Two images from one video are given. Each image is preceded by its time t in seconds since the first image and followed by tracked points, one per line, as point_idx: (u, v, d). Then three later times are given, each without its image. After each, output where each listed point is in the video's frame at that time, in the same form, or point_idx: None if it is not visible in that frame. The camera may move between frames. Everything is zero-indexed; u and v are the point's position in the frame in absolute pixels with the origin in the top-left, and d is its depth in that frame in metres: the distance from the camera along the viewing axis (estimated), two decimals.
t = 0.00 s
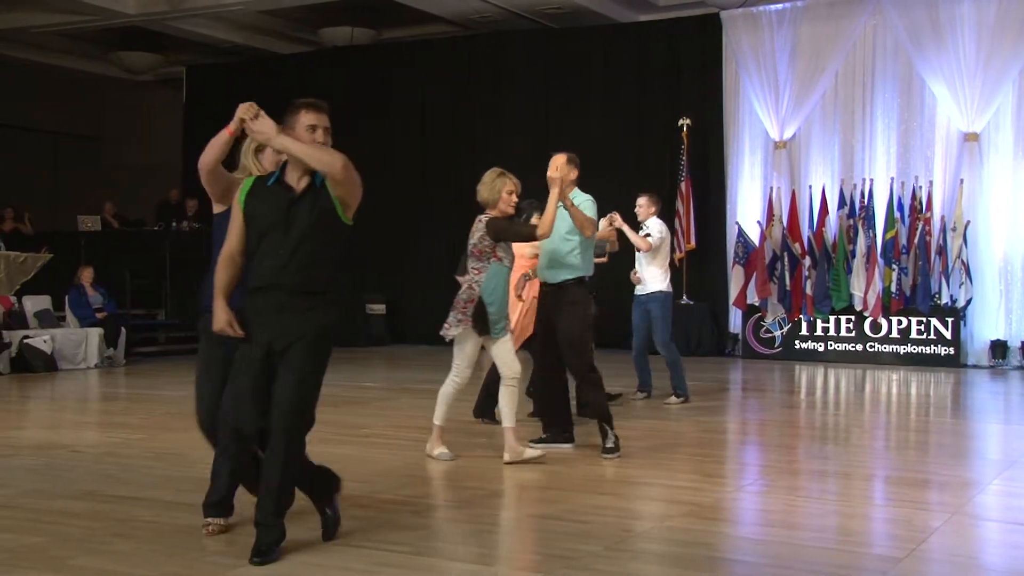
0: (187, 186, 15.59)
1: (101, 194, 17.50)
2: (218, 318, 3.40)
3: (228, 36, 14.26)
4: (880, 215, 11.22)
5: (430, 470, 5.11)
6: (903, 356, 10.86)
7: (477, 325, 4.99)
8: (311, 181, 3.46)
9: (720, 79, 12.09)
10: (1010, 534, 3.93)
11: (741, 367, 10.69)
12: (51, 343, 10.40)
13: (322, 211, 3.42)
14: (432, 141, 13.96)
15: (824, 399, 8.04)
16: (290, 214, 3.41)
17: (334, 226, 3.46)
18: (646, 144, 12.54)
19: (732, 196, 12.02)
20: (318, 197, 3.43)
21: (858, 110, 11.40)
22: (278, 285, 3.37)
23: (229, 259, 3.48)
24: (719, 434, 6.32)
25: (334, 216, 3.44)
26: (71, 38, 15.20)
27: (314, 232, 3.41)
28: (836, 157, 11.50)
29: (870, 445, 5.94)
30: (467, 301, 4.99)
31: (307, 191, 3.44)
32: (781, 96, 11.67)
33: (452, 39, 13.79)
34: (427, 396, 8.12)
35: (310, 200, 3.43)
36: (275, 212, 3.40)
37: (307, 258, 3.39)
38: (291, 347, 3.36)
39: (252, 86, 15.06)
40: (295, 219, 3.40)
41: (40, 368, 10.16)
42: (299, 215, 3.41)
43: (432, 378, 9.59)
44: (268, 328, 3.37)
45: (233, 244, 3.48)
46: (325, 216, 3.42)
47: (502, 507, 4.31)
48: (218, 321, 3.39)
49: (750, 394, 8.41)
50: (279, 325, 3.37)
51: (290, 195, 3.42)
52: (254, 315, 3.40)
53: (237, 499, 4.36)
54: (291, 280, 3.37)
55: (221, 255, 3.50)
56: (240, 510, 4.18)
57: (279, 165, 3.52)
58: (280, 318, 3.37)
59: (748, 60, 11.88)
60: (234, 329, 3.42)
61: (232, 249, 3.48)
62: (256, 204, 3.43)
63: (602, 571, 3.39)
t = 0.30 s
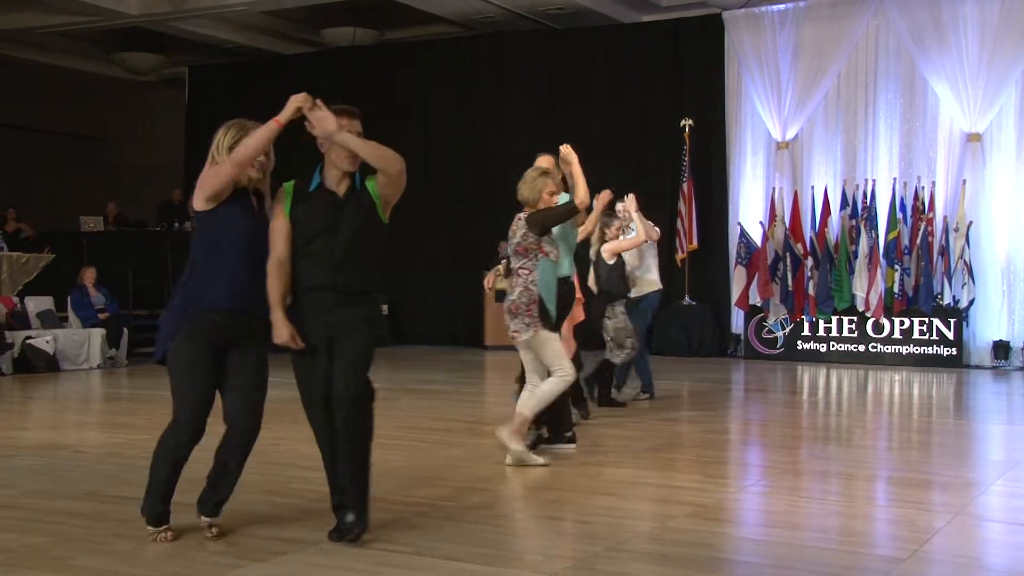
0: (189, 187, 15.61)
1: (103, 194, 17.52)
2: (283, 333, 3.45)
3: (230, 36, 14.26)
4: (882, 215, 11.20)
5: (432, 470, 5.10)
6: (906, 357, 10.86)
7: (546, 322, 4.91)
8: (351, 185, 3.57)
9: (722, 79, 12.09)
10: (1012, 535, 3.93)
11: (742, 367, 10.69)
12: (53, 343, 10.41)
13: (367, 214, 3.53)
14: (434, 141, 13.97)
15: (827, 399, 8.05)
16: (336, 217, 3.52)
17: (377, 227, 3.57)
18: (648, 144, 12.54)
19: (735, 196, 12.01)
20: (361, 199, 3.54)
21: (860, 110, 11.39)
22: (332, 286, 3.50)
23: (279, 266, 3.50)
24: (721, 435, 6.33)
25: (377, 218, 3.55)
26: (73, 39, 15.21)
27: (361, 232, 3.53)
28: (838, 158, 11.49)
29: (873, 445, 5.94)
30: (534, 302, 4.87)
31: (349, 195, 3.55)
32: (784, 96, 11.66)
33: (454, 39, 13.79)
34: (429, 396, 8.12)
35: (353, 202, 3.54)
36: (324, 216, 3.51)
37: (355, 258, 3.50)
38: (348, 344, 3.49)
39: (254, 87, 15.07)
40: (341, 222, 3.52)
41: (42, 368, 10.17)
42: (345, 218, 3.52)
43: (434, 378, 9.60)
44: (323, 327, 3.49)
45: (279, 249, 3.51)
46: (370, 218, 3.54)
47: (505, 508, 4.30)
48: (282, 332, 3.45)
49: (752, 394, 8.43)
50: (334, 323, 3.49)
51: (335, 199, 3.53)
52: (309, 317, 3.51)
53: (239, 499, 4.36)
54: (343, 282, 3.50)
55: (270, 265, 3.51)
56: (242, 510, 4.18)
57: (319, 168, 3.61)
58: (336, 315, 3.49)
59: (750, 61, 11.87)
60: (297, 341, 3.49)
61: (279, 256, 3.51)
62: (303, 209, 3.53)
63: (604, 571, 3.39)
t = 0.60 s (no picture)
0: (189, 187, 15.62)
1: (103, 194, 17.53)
2: (322, 323, 3.65)
3: (230, 36, 14.26)
4: (882, 215, 11.21)
5: (432, 470, 5.10)
6: (906, 357, 10.85)
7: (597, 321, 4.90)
8: (370, 183, 3.72)
9: (722, 79, 12.09)
10: (1013, 535, 3.93)
11: (742, 367, 10.70)
12: (53, 343, 10.40)
13: (389, 212, 3.70)
14: (434, 141, 13.97)
15: (827, 399, 8.07)
16: (359, 219, 3.68)
17: (399, 224, 3.73)
18: (648, 144, 12.53)
19: (735, 196, 12.01)
20: (381, 199, 3.70)
21: (859, 110, 11.40)
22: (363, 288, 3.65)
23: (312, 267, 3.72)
24: (721, 434, 6.33)
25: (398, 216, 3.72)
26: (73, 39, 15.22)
27: (382, 231, 3.69)
28: (838, 158, 11.48)
29: (873, 445, 5.94)
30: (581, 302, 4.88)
31: (369, 195, 3.70)
32: (784, 96, 11.66)
33: (454, 39, 13.79)
34: (430, 396, 8.12)
35: (374, 202, 3.70)
36: (349, 220, 3.68)
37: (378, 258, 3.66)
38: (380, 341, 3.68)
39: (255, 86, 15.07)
40: (363, 223, 3.68)
41: (42, 368, 10.17)
42: (366, 219, 3.68)
43: (435, 378, 9.60)
44: (354, 326, 3.67)
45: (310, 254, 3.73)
46: (392, 216, 3.71)
47: (504, 507, 4.30)
48: (320, 327, 3.64)
49: (752, 394, 8.44)
50: (363, 322, 3.67)
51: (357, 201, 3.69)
52: (339, 318, 3.67)
53: (241, 500, 4.36)
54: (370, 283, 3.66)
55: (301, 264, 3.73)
56: (242, 510, 4.18)
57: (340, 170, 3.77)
58: (367, 315, 3.67)
59: (750, 61, 11.87)
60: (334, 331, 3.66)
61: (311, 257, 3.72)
62: (326, 215, 3.70)
63: (605, 571, 3.39)
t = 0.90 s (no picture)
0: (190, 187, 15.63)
1: (103, 195, 17.55)
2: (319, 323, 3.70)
3: (231, 36, 14.26)
4: (883, 216, 11.21)
5: (434, 471, 5.10)
6: (906, 357, 10.85)
7: (611, 318, 4.91)
8: (371, 188, 3.71)
9: (722, 79, 12.08)
10: (1013, 535, 3.92)
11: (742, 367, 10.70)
12: (54, 343, 10.40)
13: (393, 214, 3.73)
14: (434, 142, 13.97)
15: (827, 399, 8.07)
16: (365, 219, 3.67)
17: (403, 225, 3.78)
18: (649, 144, 12.54)
19: (735, 196, 12.01)
20: (383, 201, 3.72)
21: (860, 111, 11.39)
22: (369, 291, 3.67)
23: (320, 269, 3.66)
24: (721, 434, 6.34)
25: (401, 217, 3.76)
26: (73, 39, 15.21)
27: (391, 231, 3.73)
28: (838, 158, 11.48)
29: (873, 445, 5.94)
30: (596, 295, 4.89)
31: (371, 198, 3.70)
32: (785, 96, 11.66)
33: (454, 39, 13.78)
34: (431, 396, 8.11)
35: (377, 205, 3.70)
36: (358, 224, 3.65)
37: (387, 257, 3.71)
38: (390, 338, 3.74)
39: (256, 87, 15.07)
40: (371, 224, 3.68)
41: (43, 368, 10.17)
42: (373, 219, 3.68)
43: (435, 378, 9.60)
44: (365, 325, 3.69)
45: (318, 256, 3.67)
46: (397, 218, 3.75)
47: (505, 507, 4.30)
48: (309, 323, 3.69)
49: (753, 394, 8.44)
50: (368, 323, 3.70)
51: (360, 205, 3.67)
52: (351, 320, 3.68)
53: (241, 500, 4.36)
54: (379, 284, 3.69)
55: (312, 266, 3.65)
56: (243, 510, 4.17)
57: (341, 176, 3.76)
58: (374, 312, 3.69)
59: (750, 60, 11.87)
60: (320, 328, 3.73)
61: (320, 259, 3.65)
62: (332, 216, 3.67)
63: (605, 572, 3.38)
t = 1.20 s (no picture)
0: (189, 187, 15.63)
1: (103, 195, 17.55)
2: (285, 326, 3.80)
3: (231, 36, 14.26)
4: (883, 215, 11.22)
5: (435, 471, 5.10)
6: (904, 357, 10.85)
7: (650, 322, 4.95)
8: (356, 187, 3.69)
9: (722, 79, 12.09)
10: (1013, 535, 3.93)
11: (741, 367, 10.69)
12: (53, 343, 10.39)
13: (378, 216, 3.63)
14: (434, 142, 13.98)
15: (826, 399, 8.09)
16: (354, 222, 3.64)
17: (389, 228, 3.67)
18: (649, 144, 12.54)
19: (734, 196, 12.01)
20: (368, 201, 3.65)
21: (859, 111, 11.39)
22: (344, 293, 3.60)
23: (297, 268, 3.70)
24: (722, 435, 6.34)
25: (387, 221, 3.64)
26: (72, 40, 15.21)
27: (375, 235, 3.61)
28: (838, 158, 11.47)
29: (873, 445, 5.94)
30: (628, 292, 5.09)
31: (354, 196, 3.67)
32: (784, 96, 11.67)
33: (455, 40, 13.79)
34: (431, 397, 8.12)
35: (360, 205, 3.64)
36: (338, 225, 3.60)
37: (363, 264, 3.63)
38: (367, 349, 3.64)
39: (256, 87, 15.07)
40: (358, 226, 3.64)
41: (43, 369, 10.17)
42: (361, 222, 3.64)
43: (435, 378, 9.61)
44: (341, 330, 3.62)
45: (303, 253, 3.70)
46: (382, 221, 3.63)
47: (506, 508, 4.30)
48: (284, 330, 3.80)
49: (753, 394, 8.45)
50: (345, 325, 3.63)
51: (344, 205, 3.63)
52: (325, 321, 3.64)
53: (242, 501, 4.37)
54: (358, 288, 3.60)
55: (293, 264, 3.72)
56: (244, 510, 4.18)
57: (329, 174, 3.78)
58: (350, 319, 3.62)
59: (750, 60, 11.88)
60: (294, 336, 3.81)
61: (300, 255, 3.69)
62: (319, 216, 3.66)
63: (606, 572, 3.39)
